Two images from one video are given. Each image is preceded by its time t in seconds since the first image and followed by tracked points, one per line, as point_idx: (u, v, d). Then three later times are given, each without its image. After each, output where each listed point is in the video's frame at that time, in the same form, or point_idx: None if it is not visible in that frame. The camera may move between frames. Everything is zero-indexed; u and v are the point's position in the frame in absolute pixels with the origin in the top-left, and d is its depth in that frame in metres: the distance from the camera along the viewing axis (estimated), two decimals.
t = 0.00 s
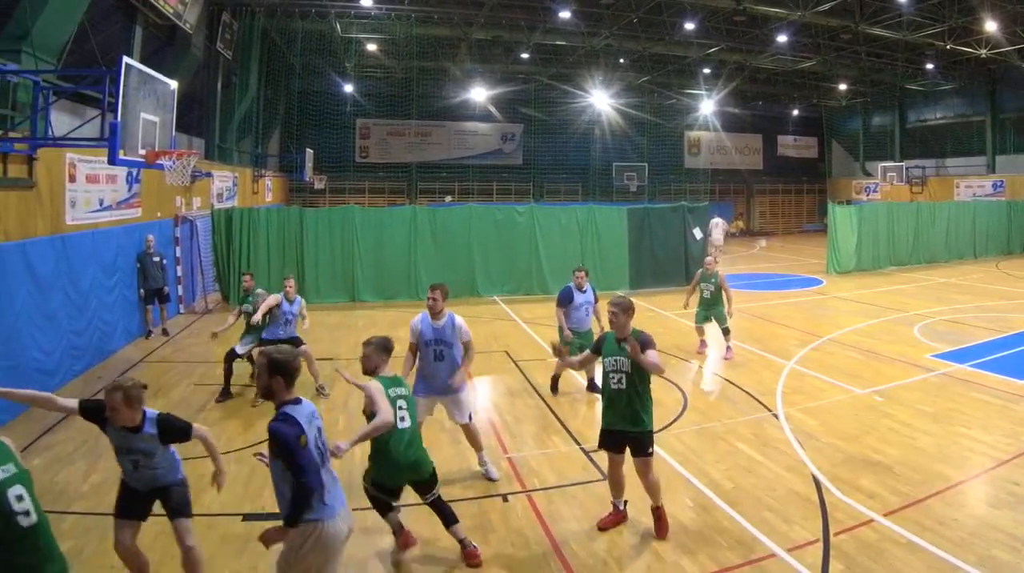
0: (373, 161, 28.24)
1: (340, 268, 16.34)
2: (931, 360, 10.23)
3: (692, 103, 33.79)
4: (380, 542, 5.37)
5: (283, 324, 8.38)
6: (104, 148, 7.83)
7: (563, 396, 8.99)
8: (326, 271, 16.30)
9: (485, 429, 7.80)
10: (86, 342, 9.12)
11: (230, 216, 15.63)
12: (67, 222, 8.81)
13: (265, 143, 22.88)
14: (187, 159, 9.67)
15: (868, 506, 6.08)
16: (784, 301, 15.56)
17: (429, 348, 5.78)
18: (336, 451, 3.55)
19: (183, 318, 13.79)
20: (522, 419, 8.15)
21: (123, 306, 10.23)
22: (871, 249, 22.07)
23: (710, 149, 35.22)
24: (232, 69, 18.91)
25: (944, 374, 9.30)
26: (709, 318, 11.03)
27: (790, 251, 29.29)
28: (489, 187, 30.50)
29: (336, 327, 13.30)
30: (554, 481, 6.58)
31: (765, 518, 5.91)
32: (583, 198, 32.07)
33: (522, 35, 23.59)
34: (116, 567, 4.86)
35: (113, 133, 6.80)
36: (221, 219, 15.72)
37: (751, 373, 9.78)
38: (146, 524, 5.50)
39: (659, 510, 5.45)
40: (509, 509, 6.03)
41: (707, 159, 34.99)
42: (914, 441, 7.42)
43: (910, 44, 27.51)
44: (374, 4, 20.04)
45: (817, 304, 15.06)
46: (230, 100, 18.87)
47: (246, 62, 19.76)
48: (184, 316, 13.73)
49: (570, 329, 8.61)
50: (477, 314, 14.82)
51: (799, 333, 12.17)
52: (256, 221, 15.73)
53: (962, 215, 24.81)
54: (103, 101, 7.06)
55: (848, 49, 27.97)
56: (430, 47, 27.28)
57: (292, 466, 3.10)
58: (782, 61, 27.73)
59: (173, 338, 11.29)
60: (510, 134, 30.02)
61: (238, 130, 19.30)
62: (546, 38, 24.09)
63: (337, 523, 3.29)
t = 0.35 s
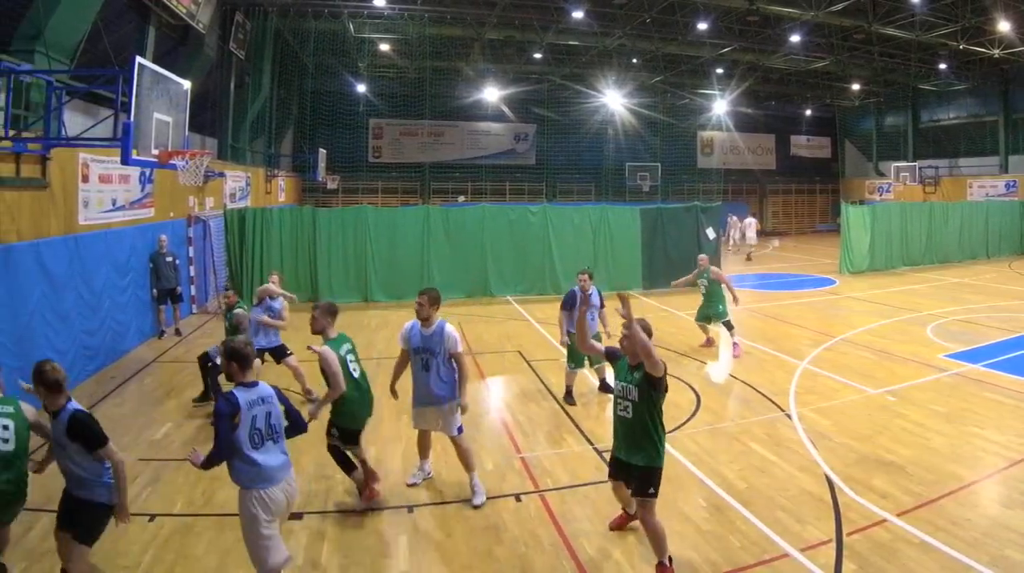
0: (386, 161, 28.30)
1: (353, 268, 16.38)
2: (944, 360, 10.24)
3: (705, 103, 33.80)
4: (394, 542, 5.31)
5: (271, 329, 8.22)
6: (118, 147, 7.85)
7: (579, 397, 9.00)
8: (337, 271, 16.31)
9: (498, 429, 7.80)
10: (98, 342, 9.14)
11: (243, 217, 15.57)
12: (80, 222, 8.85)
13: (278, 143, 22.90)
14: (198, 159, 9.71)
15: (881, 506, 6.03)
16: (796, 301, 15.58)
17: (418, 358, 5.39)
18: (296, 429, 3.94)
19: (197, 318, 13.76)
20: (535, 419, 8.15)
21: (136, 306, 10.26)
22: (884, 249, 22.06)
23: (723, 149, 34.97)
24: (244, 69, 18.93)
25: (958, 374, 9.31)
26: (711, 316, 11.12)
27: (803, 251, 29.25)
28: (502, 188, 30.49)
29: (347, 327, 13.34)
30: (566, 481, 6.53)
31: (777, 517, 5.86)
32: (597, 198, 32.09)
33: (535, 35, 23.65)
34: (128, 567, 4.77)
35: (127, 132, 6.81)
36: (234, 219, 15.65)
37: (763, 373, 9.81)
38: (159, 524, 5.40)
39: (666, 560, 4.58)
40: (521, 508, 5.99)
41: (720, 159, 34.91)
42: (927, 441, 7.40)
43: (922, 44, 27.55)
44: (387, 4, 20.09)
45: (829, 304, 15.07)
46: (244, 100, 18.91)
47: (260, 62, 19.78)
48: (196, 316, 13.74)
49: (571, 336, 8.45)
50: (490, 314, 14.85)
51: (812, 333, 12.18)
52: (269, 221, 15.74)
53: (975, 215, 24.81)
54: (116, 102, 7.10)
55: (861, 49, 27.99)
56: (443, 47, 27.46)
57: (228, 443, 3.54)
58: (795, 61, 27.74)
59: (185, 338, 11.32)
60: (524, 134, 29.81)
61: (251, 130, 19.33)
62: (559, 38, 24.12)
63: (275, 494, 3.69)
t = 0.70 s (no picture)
0: (393, 161, 28.29)
1: (360, 268, 16.39)
2: (951, 361, 10.25)
3: (711, 103, 33.77)
4: (401, 541, 5.31)
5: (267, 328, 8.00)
6: (125, 147, 7.85)
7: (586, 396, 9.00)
8: (343, 271, 16.31)
9: (505, 429, 7.81)
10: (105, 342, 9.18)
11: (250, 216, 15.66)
12: (87, 222, 8.88)
13: (286, 143, 22.86)
14: (204, 160, 9.73)
15: (888, 507, 6.02)
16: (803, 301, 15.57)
17: (428, 367, 5.27)
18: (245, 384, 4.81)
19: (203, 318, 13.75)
20: (543, 419, 8.16)
21: (142, 306, 10.28)
22: (890, 249, 22.05)
23: (730, 149, 35.16)
24: (252, 69, 18.93)
25: (964, 374, 9.31)
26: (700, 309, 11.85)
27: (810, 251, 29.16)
28: (508, 188, 30.43)
29: (353, 328, 13.34)
30: (573, 481, 6.53)
31: (783, 517, 5.86)
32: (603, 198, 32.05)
33: (541, 35, 23.71)
34: (134, 567, 4.77)
35: (133, 132, 6.81)
36: (241, 219, 15.69)
37: (770, 373, 9.82)
38: (166, 524, 5.39)
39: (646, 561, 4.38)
40: (528, 508, 5.99)
41: (726, 159, 34.98)
42: (934, 441, 7.39)
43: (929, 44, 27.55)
44: (394, 4, 20.11)
45: (835, 304, 15.07)
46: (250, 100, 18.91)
47: (267, 62, 19.78)
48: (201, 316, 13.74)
49: (568, 334, 8.43)
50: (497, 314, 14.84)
51: (818, 333, 12.18)
52: (276, 221, 15.79)
53: (982, 214, 24.79)
54: (122, 102, 7.13)
55: (868, 49, 27.98)
56: (450, 47, 27.56)
57: (207, 382, 4.35)
58: (802, 61, 27.72)
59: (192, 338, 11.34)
60: (530, 134, 30.03)
61: (257, 130, 19.34)
62: (566, 38, 24.12)
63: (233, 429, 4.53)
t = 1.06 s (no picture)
0: (392, 161, 28.29)
1: (360, 268, 16.38)
2: (951, 360, 10.25)
3: (711, 103, 33.78)
4: (400, 542, 5.30)
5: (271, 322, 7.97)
6: (124, 147, 7.85)
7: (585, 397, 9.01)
8: (343, 271, 16.30)
9: (505, 429, 7.80)
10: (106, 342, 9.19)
11: (250, 215, 15.67)
12: (87, 222, 8.89)
13: (286, 143, 22.87)
14: (204, 160, 9.74)
15: (888, 507, 6.02)
16: (803, 301, 15.57)
17: (412, 380, 4.76)
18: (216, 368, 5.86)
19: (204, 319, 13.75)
20: (542, 418, 8.16)
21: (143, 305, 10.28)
22: (891, 249, 22.06)
23: (729, 149, 35.15)
24: (252, 69, 18.92)
25: (964, 374, 9.31)
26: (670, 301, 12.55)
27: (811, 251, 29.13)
28: (508, 188, 30.44)
29: (354, 328, 13.34)
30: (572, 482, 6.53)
31: (783, 517, 5.86)
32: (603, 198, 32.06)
33: (541, 35, 23.73)
34: (134, 567, 4.75)
35: (133, 132, 6.81)
36: (241, 219, 15.70)
37: (769, 372, 9.82)
38: (166, 524, 5.37)
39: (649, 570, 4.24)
40: (529, 508, 5.98)
41: (726, 159, 34.97)
42: (934, 441, 7.39)
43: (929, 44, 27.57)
44: (394, 4, 20.11)
45: (836, 304, 15.06)
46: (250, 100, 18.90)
47: (267, 62, 19.80)
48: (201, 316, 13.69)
49: (569, 331, 8.42)
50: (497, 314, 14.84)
51: (818, 333, 12.18)
52: (276, 221, 15.79)
53: (982, 214, 24.79)
54: (123, 101, 7.14)
55: (868, 49, 27.98)
56: (450, 47, 27.59)
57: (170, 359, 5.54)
58: (802, 61, 27.71)
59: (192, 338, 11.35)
60: (530, 134, 30.02)
61: (257, 130, 19.36)
62: (566, 38, 24.14)
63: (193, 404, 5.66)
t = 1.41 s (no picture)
0: (392, 161, 28.28)
1: (361, 268, 16.37)
2: (951, 360, 10.25)
3: (711, 103, 33.75)
4: (402, 542, 5.30)
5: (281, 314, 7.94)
6: (125, 147, 7.85)
7: (585, 396, 9.02)
8: (343, 272, 16.28)
9: (505, 430, 7.80)
10: (105, 342, 9.20)
11: (251, 215, 15.67)
12: (87, 222, 8.90)
13: (286, 143, 22.86)
14: (203, 161, 9.74)
15: (888, 507, 6.02)
16: (803, 301, 15.56)
17: (392, 384, 4.57)
18: (203, 349, 5.90)
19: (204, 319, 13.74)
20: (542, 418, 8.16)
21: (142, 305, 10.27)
22: (891, 249, 22.07)
23: (730, 149, 35.15)
24: (252, 69, 18.92)
25: (965, 374, 9.31)
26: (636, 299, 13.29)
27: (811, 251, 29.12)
28: (508, 187, 30.43)
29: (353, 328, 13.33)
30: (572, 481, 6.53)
31: (783, 517, 5.86)
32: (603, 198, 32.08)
33: (542, 35, 23.75)
34: (135, 567, 4.75)
35: (133, 132, 6.81)
36: (241, 219, 15.71)
37: (769, 372, 9.82)
38: (166, 524, 5.37)
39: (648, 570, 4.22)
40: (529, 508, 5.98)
41: (726, 159, 34.96)
42: (934, 441, 7.40)
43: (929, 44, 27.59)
44: (394, 4, 20.11)
45: (837, 304, 15.06)
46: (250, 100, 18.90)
47: (266, 62, 19.80)
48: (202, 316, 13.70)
49: (574, 330, 8.48)
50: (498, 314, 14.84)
51: (818, 333, 12.18)
52: (276, 221, 15.79)
53: (982, 214, 24.78)
54: (123, 102, 7.14)
55: (868, 49, 27.97)
56: (450, 47, 27.56)
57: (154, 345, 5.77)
58: (803, 61, 27.70)
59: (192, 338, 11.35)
60: (530, 133, 30.02)
61: (257, 130, 19.36)
62: (566, 38, 24.16)
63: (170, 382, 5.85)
